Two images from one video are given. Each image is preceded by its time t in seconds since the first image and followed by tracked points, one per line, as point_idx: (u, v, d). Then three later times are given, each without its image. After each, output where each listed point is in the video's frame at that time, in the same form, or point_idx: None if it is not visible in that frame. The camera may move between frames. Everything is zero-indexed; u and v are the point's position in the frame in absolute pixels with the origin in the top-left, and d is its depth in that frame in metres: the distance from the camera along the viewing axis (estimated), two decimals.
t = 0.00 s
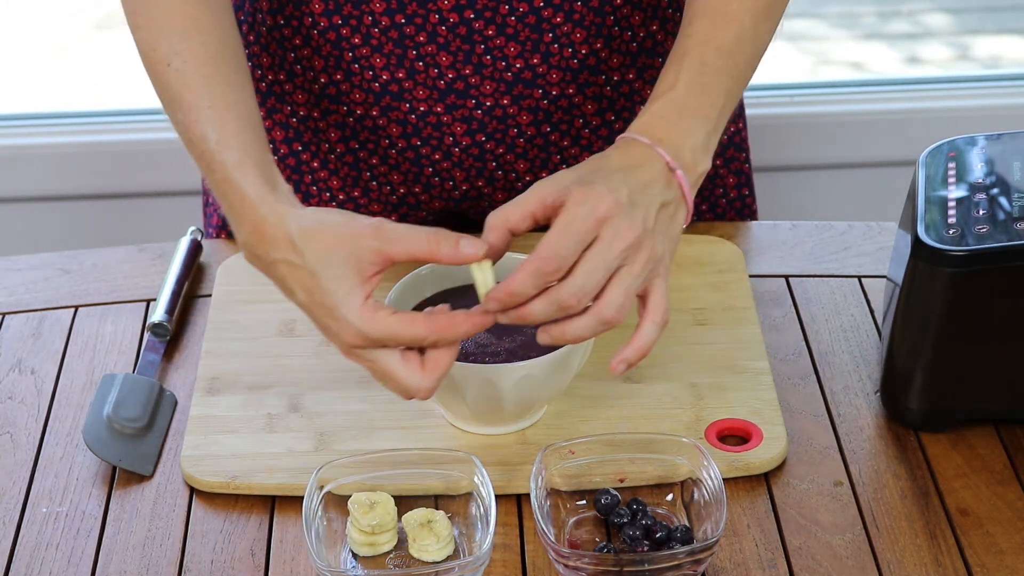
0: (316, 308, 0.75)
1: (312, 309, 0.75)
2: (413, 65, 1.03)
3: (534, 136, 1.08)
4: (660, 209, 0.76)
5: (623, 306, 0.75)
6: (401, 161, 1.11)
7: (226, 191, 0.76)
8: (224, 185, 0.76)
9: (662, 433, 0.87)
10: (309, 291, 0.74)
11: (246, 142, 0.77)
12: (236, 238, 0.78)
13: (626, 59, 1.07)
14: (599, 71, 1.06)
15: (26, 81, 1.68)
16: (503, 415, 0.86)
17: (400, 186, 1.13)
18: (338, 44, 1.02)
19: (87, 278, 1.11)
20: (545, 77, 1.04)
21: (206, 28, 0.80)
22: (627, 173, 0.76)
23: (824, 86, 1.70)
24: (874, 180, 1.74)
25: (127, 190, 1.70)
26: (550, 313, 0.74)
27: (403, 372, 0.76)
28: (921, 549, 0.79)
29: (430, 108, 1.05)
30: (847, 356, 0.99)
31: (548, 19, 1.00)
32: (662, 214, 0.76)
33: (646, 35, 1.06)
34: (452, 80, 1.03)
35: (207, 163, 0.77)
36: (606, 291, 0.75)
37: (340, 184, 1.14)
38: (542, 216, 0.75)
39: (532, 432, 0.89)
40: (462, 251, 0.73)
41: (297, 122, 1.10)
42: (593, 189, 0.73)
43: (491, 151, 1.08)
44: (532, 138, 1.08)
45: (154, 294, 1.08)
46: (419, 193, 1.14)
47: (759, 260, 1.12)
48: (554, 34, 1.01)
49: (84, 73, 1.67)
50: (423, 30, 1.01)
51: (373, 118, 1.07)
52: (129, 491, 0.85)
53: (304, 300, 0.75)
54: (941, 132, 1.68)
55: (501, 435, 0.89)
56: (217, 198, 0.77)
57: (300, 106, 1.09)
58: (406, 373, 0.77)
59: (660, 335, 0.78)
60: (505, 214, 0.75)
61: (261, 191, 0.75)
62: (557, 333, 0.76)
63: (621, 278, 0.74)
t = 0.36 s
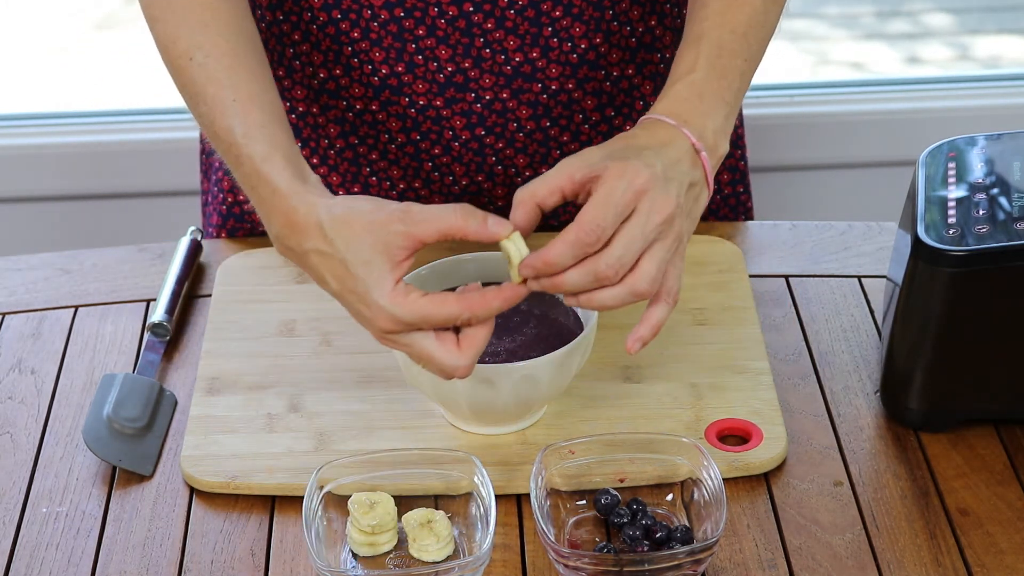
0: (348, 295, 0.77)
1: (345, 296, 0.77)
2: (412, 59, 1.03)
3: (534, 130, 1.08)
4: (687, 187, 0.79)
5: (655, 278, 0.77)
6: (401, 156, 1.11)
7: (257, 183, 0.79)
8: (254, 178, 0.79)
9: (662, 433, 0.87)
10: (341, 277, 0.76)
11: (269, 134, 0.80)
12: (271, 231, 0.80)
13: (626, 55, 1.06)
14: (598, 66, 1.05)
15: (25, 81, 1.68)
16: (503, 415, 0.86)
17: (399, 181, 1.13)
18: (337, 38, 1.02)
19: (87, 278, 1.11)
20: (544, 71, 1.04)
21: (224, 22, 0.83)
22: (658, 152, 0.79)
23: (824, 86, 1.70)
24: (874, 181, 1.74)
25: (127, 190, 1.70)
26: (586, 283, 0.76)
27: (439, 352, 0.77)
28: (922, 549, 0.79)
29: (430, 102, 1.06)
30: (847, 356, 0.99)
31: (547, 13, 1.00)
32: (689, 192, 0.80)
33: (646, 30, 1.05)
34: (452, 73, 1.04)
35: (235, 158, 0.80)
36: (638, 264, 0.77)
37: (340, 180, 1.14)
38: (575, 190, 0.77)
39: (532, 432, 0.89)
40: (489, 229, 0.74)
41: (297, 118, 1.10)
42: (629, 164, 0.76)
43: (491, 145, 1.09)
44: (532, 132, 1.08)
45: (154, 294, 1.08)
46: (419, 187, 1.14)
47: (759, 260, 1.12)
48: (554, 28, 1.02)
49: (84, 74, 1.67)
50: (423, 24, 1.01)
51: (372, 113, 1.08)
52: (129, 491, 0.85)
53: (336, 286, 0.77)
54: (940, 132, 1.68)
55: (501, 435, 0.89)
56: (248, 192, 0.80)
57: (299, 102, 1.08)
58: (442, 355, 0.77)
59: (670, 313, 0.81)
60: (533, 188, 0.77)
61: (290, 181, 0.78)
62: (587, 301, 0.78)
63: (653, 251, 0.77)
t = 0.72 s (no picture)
0: (359, 286, 0.77)
1: (356, 288, 0.78)
2: (413, 57, 1.03)
3: (534, 129, 1.08)
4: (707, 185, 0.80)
5: (670, 277, 0.79)
6: (401, 154, 1.11)
7: (266, 175, 0.79)
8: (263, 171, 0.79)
9: (662, 433, 0.87)
10: (352, 266, 0.77)
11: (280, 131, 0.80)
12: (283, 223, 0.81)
13: (626, 55, 1.06)
14: (598, 66, 1.05)
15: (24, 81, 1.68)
16: (503, 415, 0.86)
17: (400, 180, 1.14)
18: (338, 36, 1.02)
19: (87, 278, 1.11)
20: (544, 71, 1.04)
21: (232, 18, 0.82)
22: (683, 148, 0.79)
23: (824, 87, 1.70)
24: (873, 181, 1.74)
25: (126, 189, 1.70)
26: (604, 278, 0.77)
27: (448, 346, 0.77)
28: (922, 549, 0.79)
29: (430, 100, 1.06)
30: (847, 356, 0.99)
31: (547, 11, 1.00)
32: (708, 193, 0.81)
33: (646, 30, 1.05)
34: (451, 71, 1.04)
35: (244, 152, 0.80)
36: (655, 264, 0.79)
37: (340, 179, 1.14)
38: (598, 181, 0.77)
39: (532, 432, 0.89)
40: (498, 226, 0.74)
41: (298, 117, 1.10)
42: (657, 160, 0.76)
43: (491, 144, 1.09)
44: (532, 131, 1.08)
45: (154, 294, 1.08)
46: (419, 186, 1.14)
47: (759, 260, 1.12)
48: (554, 27, 1.02)
49: (83, 73, 1.68)
50: (423, 22, 1.00)
51: (373, 111, 1.08)
52: (129, 491, 0.85)
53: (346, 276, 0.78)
54: (940, 132, 1.68)
55: (501, 435, 0.89)
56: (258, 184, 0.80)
57: (299, 100, 1.08)
58: (454, 349, 0.77)
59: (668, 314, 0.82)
60: (555, 174, 0.77)
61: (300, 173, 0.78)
62: (599, 298, 0.79)
63: (670, 251, 0.79)
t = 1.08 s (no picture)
0: (384, 228, 0.76)
1: (368, 233, 0.76)
2: (412, 58, 1.03)
3: (534, 129, 1.08)
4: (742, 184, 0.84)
5: (720, 280, 0.81)
6: (401, 154, 1.12)
7: (289, 142, 0.81)
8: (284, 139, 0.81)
9: (662, 433, 0.87)
10: (377, 216, 0.77)
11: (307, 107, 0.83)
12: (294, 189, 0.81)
13: (626, 56, 1.05)
14: (598, 67, 1.05)
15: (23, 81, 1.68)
16: (503, 416, 0.86)
17: (400, 179, 1.14)
18: (338, 36, 1.02)
19: (87, 278, 1.11)
20: (544, 71, 1.04)
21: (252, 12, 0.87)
22: (708, 158, 0.84)
23: (823, 86, 1.70)
24: (873, 180, 1.74)
25: (126, 190, 1.70)
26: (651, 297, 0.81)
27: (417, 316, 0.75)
28: (922, 548, 0.79)
29: (430, 101, 1.06)
30: (847, 356, 0.99)
31: (547, 13, 1.00)
32: (744, 189, 0.84)
33: (646, 32, 1.04)
34: (451, 72, 1.04)
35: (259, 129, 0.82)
36: (698, 273, 0.81)
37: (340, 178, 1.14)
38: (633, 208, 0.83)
39: (532, 432, 0.89)
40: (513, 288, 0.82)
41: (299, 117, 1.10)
42: (680, 178, 0.81)
43: (491, 144, 1.09)
44: (532, 131, 1.08)
45: (154, 294, 1.08)
46: (419, 186, 1.14)
47: (759, 260, 1.12)
48: (554, 28, 1.02)
49: (83, 74, 1.68)
50: (423, 23, 1.00)
51: (372, 111, 1.08)
52: (129, 491, 0.85)
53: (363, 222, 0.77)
54: (940, 132, 1.68)
55: (501, 435, 0.89)
56: (276, 154, 0.81)
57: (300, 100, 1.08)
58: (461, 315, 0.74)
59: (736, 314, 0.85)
60: (593, 215, 0.84)
61: (336, 140, 0.82)
62: (658, 314, 0.83)
63: (714, 253, 0.81)
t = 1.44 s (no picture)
0: (422, 225, 0.78)
1: (407, 228, 0.78)
2: (413, 55, 1.03)
3: (534, 127, 1.08)
4: (745, 156, 0.86)
5: (727, 248, 0.83)
6: (402, 153, 1.12)
7: (320, 144, 0.82)
8: (310, 143, 0.82)
9: (662, 433, 0.87)
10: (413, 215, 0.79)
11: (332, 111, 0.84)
12: (325, 191, 0.82)
13: (626, 53, 1.05)
14: (598, 63, 1.05)
15: (23, 81, 1.68)
16: (503, 416, 0.86)
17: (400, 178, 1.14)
18: (338, 35, 1.02)
19: (87, 278, 1.11)
20: (545, 68, 1.04)
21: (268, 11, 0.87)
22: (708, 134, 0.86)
23: (823, 86, 1.70)
24: (873, 181, 1.74)
25: (126, 190, 1.70)
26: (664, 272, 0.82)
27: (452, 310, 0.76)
28: (922, 548, 0.79)
29: (430, 99, 1.06)
30: (848, 356, 0.99)
31: (548, 10, 1.01)
32: (746, 160, 0.87)
33: (646, 29, 1.04)
34: (452, 70, 1.04)
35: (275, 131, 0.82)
36: (705, 246, 0.83)
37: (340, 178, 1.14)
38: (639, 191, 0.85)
39: (532, 432, 0.89)
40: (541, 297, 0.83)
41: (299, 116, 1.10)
42: (679, 153, 0.83)
43: (491, 142, 1.09)
44: (532, 129, 1.08)
45: (154, 294, 1.08)
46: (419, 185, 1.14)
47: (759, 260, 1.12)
48: (554, 25, 1.02)
49: (84, 74, 1.68)
50: (424, 21, 1.00)
51: (373, 110, 1.08)
52: (129, 491, 0.85)
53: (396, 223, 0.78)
54: (940, 132, 1.68)
55: (501, 435, 0.89)
56: (305, 156, 0.82)
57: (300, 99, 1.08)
58: (498, 310, 0.75)
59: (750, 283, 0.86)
60: (604, 201, 0.86)
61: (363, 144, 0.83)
62: (671, 289, 0.85)
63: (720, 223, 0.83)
